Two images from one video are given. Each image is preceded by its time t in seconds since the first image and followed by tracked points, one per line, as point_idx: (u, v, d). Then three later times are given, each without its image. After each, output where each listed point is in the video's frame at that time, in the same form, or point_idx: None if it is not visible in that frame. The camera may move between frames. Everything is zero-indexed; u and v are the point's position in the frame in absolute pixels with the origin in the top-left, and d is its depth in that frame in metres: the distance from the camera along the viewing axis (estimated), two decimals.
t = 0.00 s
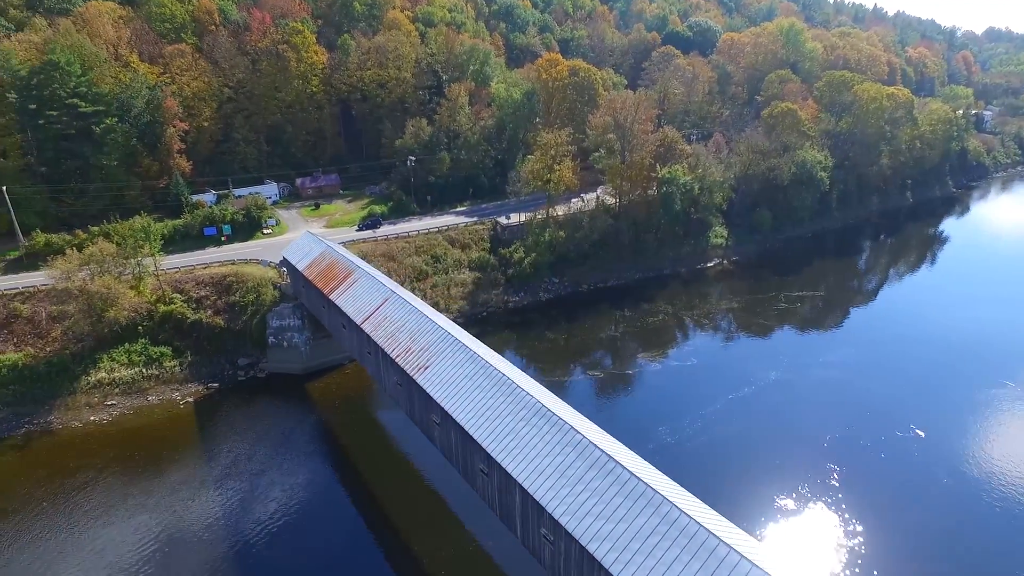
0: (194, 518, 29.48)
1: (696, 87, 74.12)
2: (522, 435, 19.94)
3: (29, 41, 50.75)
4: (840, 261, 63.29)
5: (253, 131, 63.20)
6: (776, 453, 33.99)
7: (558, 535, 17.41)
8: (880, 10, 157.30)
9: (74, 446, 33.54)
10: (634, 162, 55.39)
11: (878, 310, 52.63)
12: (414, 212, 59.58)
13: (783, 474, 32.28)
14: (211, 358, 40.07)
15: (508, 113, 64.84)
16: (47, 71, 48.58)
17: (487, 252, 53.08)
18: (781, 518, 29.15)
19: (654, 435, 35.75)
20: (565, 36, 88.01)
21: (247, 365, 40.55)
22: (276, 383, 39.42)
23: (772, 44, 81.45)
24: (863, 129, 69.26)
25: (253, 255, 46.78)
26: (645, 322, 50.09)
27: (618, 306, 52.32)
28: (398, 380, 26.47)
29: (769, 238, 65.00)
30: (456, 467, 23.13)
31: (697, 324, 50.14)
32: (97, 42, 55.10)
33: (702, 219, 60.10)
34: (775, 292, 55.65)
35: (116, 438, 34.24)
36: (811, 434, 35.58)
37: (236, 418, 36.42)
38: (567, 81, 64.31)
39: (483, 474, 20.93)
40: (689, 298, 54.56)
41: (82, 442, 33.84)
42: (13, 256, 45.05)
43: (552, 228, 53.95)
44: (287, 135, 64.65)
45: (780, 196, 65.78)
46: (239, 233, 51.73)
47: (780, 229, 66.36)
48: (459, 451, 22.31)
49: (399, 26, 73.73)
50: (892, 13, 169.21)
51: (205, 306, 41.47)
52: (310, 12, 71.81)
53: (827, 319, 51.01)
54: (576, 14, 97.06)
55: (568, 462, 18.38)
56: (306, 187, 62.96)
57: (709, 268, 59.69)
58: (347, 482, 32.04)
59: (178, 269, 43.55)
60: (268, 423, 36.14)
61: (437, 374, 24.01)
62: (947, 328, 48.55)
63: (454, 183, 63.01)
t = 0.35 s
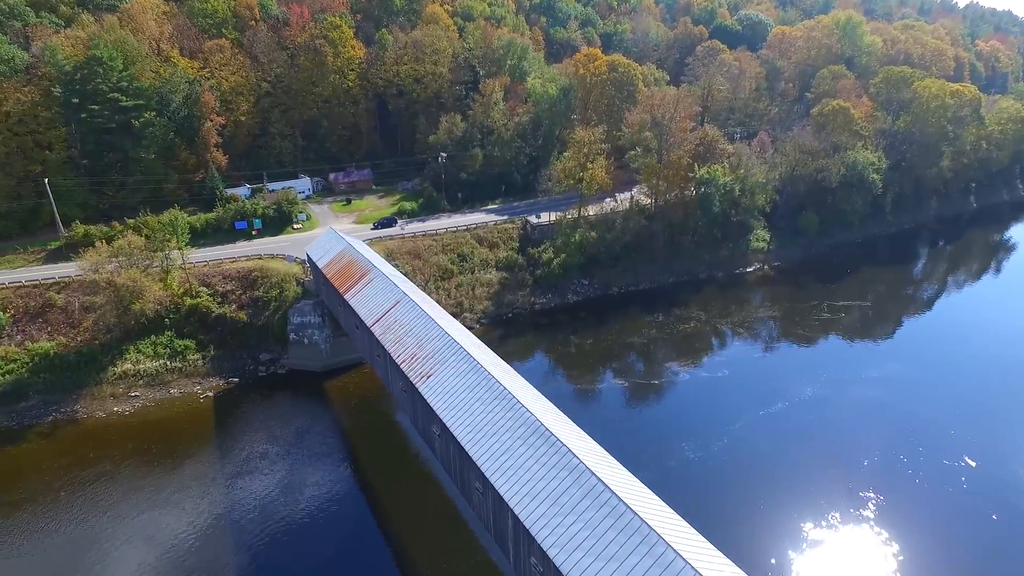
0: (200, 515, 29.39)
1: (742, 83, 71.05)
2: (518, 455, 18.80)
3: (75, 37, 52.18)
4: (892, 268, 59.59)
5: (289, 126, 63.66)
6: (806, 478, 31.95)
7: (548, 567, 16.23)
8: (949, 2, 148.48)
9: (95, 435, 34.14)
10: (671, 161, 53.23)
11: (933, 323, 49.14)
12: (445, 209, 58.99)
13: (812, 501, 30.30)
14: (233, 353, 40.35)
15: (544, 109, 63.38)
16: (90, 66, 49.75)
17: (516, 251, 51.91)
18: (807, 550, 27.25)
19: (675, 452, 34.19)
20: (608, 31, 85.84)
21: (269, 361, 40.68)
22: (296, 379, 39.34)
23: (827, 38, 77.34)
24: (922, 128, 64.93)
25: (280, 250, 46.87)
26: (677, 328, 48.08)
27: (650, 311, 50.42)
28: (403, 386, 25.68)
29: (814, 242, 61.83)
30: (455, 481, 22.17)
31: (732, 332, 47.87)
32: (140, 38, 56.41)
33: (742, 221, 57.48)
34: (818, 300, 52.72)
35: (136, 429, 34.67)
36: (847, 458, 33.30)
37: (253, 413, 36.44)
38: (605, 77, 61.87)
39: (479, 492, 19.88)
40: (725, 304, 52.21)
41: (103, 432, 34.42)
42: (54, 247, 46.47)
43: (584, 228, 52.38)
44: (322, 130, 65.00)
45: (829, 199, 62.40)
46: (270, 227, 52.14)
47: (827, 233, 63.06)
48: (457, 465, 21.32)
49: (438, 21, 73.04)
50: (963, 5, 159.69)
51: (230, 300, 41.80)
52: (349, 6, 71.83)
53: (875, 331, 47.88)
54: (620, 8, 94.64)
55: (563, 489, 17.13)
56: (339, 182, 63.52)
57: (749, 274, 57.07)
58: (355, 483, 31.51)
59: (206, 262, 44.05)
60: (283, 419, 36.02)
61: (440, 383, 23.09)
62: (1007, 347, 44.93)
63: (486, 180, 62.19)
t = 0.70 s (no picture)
0: (202, 514, 29.28)
1: (786, 79, 67.85)
2: (503, 478, 17.76)
3: (113, 31, 53.06)
4: (941, 277, 56.03)
5: (319, 120, 63.77)
6: (829, 506, 30.07)
7: None
8: None
9: (109, 427, 34.58)
10: (704, 161, 51.03)
11: (983, 338, 45.86)
12: (470, 207, 58.32)
13: (834, 531, 28.47)
14: (249, 348, 40.45)
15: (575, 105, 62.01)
16: (123, 61, 50.40)
17: (539, 251, 50.71)
18: None
19: (691, 470, 32.63)
20: (647, 24, 83.36)
21: (284, 357, 40.62)
22: (309, 377, 39.18)
23: (879, 31, 73.27)
24: (981, 128, 60.73)
25: (301, 245, 46.77)
26: (703, 335, 46.07)
27: (675, 316, 48.49)
28: (401, 394, 24.92)
29: (856, 248, 58.72)
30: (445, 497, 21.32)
31: (761, 342, 45.65)
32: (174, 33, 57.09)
33: (778, 223, 55.21)
34: (857, 310, 49.87)
35: (148, 423, 34.97)
36: (876, 485, 31.23)
37: (264, 411, 36.32)
38: (639, 72, 59.73)
39: (464, 513, 18.97)
40: (756, 311, 49.88)
41: (117, 424, 34.83)
42: (85, 238, 47.50)
43: (610, 229, 50.76)
44: (352, 125, 64.97)
45: (874, 202, 59.01)
46: (295, 222, 52.24)
47: (871, 238, 59.81)
48: (446, 482, 20.46)
49: (471, 14, 71.86)
50: None
51: (248, 295, 41.91)
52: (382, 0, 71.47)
53: (918, 345, 44.95)
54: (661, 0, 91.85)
55: (544, 520, 16.03)
56: (366, 177, 63.28)
57: (783, 279, 54.46)
58: (358, 486, 31.01)
59: (227, 256, 44.25)
60: (294, 418, 35.84)
61: (434, 394, 22.21)
62: None
63: (513, 178, 61.17)
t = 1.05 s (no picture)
0: (196, 513, 28.97)
1: (828, 76, 64.65)
2: (481, 499, 16.70)
3: (143, 26, 53.70)
4: (990, 287, 52.50)
5: (345, 115, 63.59)
6: (852, 533, 28.04)
7: None
8: None
9: (120, 420, 34.90)
10: (734, 160, 48.77)
11: None
12: (492, 204, 57.25)
13: (853, 561, 26.54)
14: (261, 344, 40.49)
15: (603, 101, 60.61)
16: (151, 55, 50.93)
17: (559, 252, 49.43)
18: None
19: (705, 488, 30.91)
20: (684, 18, 80.79)
21: (295, 354, 40.52)
22: (318, 374, 38.89)
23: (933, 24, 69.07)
24: None
25: (318, 240, 46.54)
26: (726, 342, 44.10)
27: (698, 322, 46.62)
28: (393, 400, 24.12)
29: (898, 254, 55.57)
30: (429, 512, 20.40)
31: (789, 351, 43.39)
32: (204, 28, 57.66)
33: (810, 225, 52.86)
34: (894, 320, 47.13)
35: (156, 417, 35.12)
36: (904, 513, 29.05)
37: (271, 407, 36.11)
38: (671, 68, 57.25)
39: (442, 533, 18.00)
40: (785, 318, 47.58)
41: (127, 417, 35.13)
42: (111, 230, 48.42)
43: (633, 230, 49.06)
44: (377, 120, 64.67)
45: (918, 207, 55.79)
46: (315, 217, 52.10)
47: (914, 244, 56.55)
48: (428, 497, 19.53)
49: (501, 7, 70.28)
50: None
51: (262, 290, 41.92)
52: None
53: (961, 359, 42.01)
54: None
55: (515, 549, 14.92)
56: (390, 172, 62.72)
57: (816, 286, 51.93)
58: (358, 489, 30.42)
59: (244, 251, 44.32)
60: (299, 415, 35.52)
61: (421, 403, 21.30)
62: None
63: (537, 175, 59.85)
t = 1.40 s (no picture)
0: (195, 509, 28.97)
1: (879, 72, 61.16)
2: (453, 520, 15.83)
3: (179, 20, 54.57)
4: None
5: (374, 109, 63.44)
6: (873, 564, 26.12)
7: None
8: None
9: (134, 410, 35.39)
10: (770, 161, 46.42)
11: None
12: (517, 202, 56.28)
13: None
14: (277, 339, 40.60)
15: (637, 97, 58.55)
16: (183, 48, 51.60)
17: (582, 252, 48.13)
18: None
19: (716, 506, 29.40)
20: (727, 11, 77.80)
21: (310, 349, 40.50)
22: (331, 371, 38.76)
23: (999, 16, 64.27)
24: None
25: (338, 236, 46.47)
26: (754, 351, 42.05)
27: (725, 329, 44.66)
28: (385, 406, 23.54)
29: (947, 262, 52.16)
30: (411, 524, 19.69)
31: (822, 363, 40.99)
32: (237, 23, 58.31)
33: (852, 231, 49.85)
34: (938, 333, 44.15)
35: (168, 409, 35.48)
36: (932, 546, 26.91)
37: (282, 402, 36.11)
38: (707, 64, 55.29)
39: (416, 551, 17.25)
40: (819, 327, 45.12)
41: (142, 407, 35.63)
42: (141, 220, 49.49)
43: (660, 232, 47.30)
44: (407, 114, 64.32)
45: (972, 212, 52.13)
46: (338, 212, 52.11)
47: (965, 253, 53.00)
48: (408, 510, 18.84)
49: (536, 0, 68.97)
50: None
51: (280, 285, 42.01)
52: None
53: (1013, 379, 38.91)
54: None
55: None
56: (417, 168, 62.35)
57: (855, 294, 49.15)
58: (360, 489, 29.99)
59: (265, 245, 44.54)
60: (308, 411, 35.40)
61: (408, 411, 20.62)
62: None
63: (565, 173, 58.51)
